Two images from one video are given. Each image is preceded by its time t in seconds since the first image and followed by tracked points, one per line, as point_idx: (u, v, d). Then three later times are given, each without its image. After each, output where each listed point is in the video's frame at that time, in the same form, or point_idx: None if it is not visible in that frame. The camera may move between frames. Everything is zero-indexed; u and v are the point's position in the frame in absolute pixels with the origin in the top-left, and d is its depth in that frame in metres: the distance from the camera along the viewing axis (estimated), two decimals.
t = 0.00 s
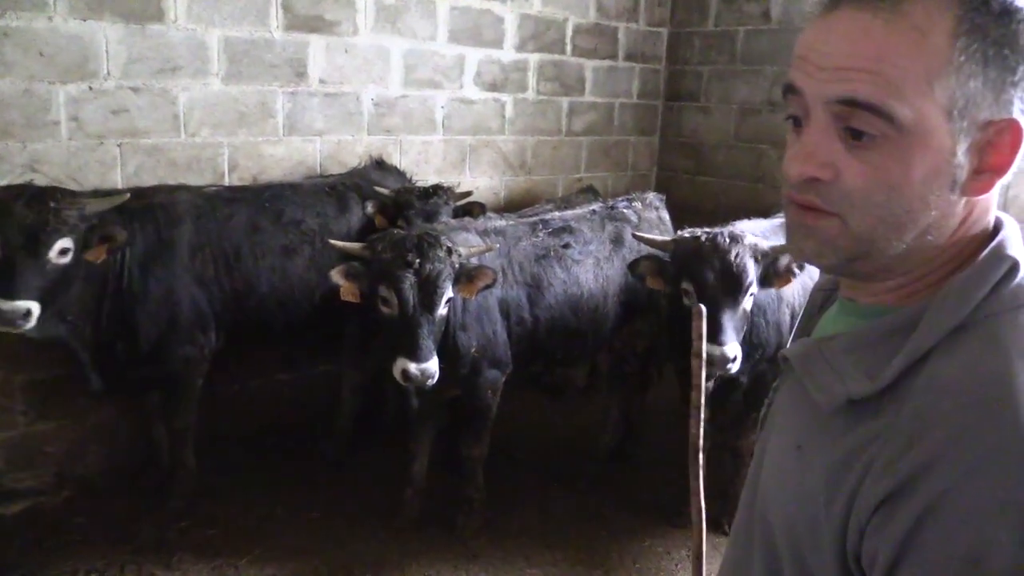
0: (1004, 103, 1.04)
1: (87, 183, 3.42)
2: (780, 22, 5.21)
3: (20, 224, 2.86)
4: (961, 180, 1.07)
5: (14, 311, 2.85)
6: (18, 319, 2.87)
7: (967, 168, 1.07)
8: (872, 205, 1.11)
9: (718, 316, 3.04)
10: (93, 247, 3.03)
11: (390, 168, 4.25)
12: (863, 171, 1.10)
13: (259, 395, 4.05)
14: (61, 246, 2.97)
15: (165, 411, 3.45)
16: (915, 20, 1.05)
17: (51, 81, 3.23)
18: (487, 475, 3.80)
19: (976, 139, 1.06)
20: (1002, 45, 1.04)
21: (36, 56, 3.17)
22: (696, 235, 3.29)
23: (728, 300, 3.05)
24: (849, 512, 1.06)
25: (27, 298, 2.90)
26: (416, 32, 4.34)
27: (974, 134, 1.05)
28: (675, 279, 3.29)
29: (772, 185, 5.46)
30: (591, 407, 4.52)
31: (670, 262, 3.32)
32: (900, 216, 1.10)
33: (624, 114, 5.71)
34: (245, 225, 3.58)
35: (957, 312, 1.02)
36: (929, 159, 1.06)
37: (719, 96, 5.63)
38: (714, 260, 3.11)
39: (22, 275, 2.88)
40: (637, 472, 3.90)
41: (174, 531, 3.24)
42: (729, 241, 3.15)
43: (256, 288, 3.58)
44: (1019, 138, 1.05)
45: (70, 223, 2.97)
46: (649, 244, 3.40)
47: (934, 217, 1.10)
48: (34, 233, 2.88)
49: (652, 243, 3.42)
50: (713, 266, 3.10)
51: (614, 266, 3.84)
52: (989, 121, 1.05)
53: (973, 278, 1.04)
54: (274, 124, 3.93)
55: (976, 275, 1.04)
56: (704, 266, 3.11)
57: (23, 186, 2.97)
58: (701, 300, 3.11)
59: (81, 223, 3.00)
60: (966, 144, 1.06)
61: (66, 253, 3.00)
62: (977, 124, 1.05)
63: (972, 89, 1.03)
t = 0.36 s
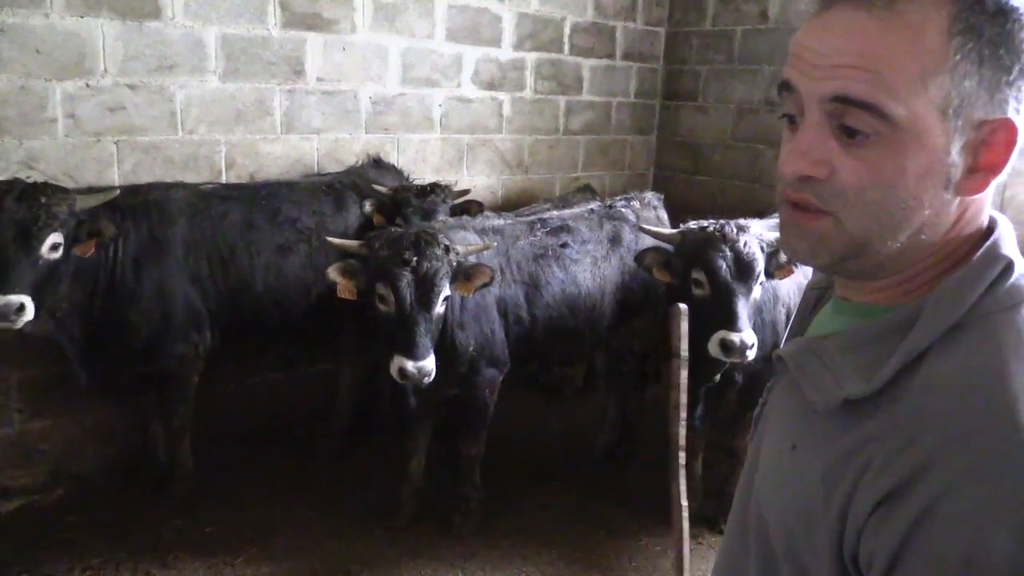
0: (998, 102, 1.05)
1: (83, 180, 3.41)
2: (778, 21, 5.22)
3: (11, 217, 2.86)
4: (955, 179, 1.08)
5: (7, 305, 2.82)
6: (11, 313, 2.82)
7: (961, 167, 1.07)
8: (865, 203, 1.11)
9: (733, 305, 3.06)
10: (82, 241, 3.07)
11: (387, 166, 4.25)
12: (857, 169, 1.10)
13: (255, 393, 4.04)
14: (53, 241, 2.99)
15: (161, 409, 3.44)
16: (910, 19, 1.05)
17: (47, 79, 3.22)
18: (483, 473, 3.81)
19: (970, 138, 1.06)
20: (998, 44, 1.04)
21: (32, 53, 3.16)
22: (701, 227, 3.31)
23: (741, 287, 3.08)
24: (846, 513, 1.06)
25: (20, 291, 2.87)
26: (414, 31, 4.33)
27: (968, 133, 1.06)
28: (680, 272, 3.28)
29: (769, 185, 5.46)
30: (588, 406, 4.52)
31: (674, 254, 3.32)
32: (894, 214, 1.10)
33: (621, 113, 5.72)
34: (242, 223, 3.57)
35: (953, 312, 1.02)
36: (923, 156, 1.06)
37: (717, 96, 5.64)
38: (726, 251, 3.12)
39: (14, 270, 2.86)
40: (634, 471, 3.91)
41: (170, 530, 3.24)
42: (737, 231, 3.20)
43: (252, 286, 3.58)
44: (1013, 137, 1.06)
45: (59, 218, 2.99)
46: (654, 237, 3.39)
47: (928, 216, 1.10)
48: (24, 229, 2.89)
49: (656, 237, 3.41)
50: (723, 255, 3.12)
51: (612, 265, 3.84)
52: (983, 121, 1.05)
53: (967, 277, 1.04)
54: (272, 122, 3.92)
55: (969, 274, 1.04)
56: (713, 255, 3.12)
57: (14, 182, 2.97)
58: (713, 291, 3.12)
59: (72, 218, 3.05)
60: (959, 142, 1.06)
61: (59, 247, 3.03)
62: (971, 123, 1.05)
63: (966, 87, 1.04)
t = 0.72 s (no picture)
0: (988, 108, 1.04)
1: (82, 180, 3.41)
2: (776, 21, 5.23)
3: (15, 215, 2.87)
4: (943, 184, 1.08)
5: (20, 301, 2.86)
6: (24, 309, 2.87)
7: (950, 172, 1.07)
8: (854, 208, 1.12)
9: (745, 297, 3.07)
10: (83, 236, 3.08)
11: (386, 166, 4.25)
12: (846, 174, 1.11)
13: (254, 393, 4.04)
14: (58, 237, 3.01)
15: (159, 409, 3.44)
16: (900, 23, 1.04)
17: (46, 78, 3.22)
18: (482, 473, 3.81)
19: (956, 143, 1.06)
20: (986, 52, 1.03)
21: (31, 53, 3.17)
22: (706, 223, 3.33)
23: (751, 279, 3.10)
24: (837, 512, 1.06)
25: (31, 287, 2.92)
26: (413, 31, 4.34)
27: (957, 138, 1.06)
28: (686, 269, 3.28)
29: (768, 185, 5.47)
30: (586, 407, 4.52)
31: (679, 250, 3.32)
32: (881, 218, 1.11)
33: (620, 114, 5.72)
34: (240, 223, 3.57)
35: (944, 313, 1.02)
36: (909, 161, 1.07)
37: (716, 96, 5.64)
38: (735, 244, 3.15)
39: (21, 267, 2.88)
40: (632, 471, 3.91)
41: (169, 530, 3.24)
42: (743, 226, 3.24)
43: (250, 285, 3.58)
44: (1004, 141, 1.05)
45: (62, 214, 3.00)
46: (659, 234, 3.39)
47: (916, 220, 1.11)
48: (30, 226, 2.89)
49: (661, 234, 3.41)
50: (732, 248, 3.14)
51: (610, 265, 3.84)
52: (972, 127, 1.05)
53: (959, 279, 1.04)
54: (271, 122, 3.93)
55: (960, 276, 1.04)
56: (722, 249, 3.14)
57: (14, 181, 2.98)
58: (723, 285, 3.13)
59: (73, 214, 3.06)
60: (946, 148, 1.06)
61: (63, 243, 3.05)
62: (959, 128, 1.05)
63: (955, 93, 1.03)
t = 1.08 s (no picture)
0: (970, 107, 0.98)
1: (85, 180, 3.42)
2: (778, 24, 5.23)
3: (17, 216, 2.88)
4: (873, 174, 1.07)
5: (21, 302, 2.87)
6: (24, 310, 2.88)
7: (876, 162, 1.06)
8: (800, 197, 1.15)
9: (749, 300, 3.08)
10: (83, 237, 3.09)
11: (388, 167, 4.26)
12: (786, 163, 1.15)
13: (255, 393, 4.05)
14: (58, 237, 3.02)
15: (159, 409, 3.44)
16: (831, 19, 1.08)
17: (49, 79, 3.23)
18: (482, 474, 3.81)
19: (879, 128, 1.05)
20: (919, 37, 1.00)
21: (34, 53, 3.17)
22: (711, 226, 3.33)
23: (755, 280, 3.11)
24: (839, 520, 1.06)
25: (32, 287, 2.92)
26: (415, 32, 4.34)
27: (880, 127, 1.04)
28: (690, 271, 3.28)
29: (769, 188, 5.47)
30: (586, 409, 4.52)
31: (683, 252, 3.31)
32: (824, 208, 1.13)
33: (622, 116, 5.72)
34: (241, 223, 3.58)
35: (949, 324, 1.02)
36: (831, 145, 1.09)
37: (717, 99, 5.65)
38: (739, 247, 3.15)
39: (23, 268, 2.90)
40: (633, 473, 3.91)
41: (170, 530, 3.24)
42: (747, 228, 3.25)
43: (251, 286, 3.58)
44: (929, 129, 1.01)
45: (64, 214, 3.00)
46: (663, 235, 3.38)
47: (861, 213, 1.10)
48: (32, 227, 2.90)
49: (665, 235, 3.40)
50: (736, 251, 3.14)
51: (611, 267, 3.84)
52: (892, 116, 1.03)
53: (962, 289, 1.03)
54: (272, 122, 3.93)
55: (964, 286, 1.03)
56: (726, 251, 3.14)
57: (17, 181, 2.98)
58: (727, 287, 3.13)
59: (75, 214, 3.06)
60: (865, 131, 1.06)
61: (65, 244, 3.07)
62: (882, 118, 1.04)
63: (871, 83, 1.04)
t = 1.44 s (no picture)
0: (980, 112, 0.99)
1: (92, 183, 3.43)
2: (783, 28, 5.22)
3: (24, 218, 2.89)
4: (842, 163, 1.11)
5: (30, 303, 2.89)
6: (33, 312, 2.90)
7: (842, 150, 1.11)
8: (801, 191, 1.22)
9: (755, 303, 3.06)
10: (91, 238, 3.07)
11: (393, 170, 4.26)
12: (789, 159, 1.23)
13: (261, 396, 4.05)
14: (67, 240, 3.02)
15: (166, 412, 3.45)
16: (819, 23, 1.17)
17: (56, 82, 3.24)
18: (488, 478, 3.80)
19: (845, 119, 1.09)
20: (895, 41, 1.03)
21: (42, 57, 3.19)
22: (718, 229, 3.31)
23: (761, 285, 3.09)
24: (839, 520, 1.05)
25: (42, 290, 2.95)
26: (421, 36, 4.34)
27: (841, 117, 1.10)
28: (698, 274, 3.27)
29: (775, 190, 5.45)
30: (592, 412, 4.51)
31: (690, 255, 3.30)
32: (815, 201, 1.19)
33: (627, 119, 5.72)
34: (247, 225, 3.58)
35: (955, 328, 1.01)
36: (815, 140, 1.16)
37: (723, 102, 5.64)
38: (746, 250, 3.14)
39: (32, 271, 2.93)
40: (639, 477, 3.89)
41: (176, 533, 3.24)
42: (754, 232, 3.24)
43: (257, 289, 3.58)
44: (880, 116, 1.05)
45: (71, 216, 3.01)
46: (670, 238, 3.37)
47: (841, 203, 1.14)
48: (39, 229, 2.91)
49: (671, 238, 3.38)
50: (743, 254, 3.13)
51: (617, 269, 3.84)
52: (848, 105, 1.08)
53: (970, 294, 1.02)
54: (279, 125, 3.93)
55: (972, 291, 1.02)
56: (733, 254, 3.13)
57: (25, 184, 2.99)
58: (733, 291, 3.12)
59: (82, 214, 3.05)
60: (834, 124, 1.11)
61: (73, 245, 3.05)
62: (843, 108, 1.09)
63: (834, 76, 1.10)
